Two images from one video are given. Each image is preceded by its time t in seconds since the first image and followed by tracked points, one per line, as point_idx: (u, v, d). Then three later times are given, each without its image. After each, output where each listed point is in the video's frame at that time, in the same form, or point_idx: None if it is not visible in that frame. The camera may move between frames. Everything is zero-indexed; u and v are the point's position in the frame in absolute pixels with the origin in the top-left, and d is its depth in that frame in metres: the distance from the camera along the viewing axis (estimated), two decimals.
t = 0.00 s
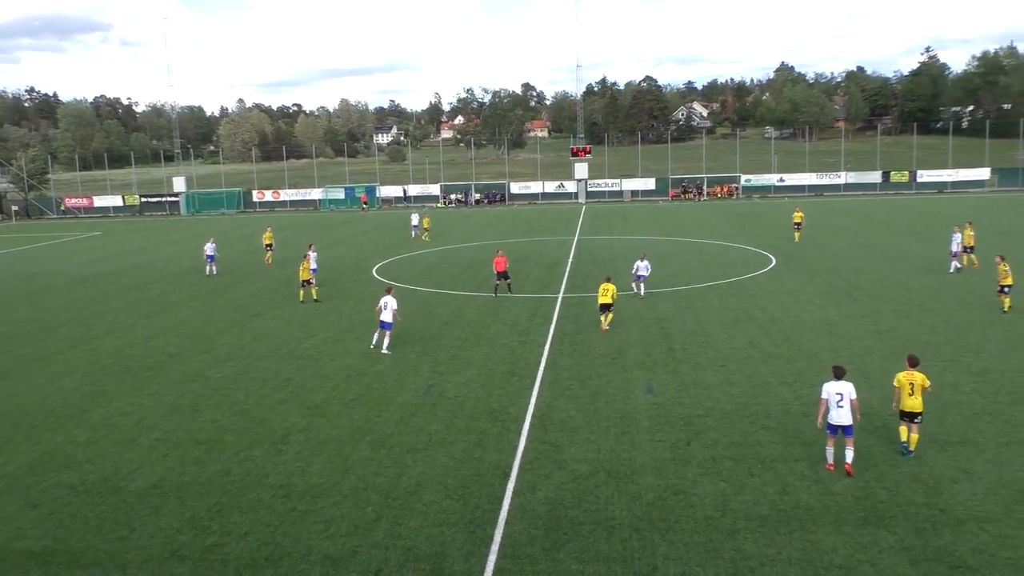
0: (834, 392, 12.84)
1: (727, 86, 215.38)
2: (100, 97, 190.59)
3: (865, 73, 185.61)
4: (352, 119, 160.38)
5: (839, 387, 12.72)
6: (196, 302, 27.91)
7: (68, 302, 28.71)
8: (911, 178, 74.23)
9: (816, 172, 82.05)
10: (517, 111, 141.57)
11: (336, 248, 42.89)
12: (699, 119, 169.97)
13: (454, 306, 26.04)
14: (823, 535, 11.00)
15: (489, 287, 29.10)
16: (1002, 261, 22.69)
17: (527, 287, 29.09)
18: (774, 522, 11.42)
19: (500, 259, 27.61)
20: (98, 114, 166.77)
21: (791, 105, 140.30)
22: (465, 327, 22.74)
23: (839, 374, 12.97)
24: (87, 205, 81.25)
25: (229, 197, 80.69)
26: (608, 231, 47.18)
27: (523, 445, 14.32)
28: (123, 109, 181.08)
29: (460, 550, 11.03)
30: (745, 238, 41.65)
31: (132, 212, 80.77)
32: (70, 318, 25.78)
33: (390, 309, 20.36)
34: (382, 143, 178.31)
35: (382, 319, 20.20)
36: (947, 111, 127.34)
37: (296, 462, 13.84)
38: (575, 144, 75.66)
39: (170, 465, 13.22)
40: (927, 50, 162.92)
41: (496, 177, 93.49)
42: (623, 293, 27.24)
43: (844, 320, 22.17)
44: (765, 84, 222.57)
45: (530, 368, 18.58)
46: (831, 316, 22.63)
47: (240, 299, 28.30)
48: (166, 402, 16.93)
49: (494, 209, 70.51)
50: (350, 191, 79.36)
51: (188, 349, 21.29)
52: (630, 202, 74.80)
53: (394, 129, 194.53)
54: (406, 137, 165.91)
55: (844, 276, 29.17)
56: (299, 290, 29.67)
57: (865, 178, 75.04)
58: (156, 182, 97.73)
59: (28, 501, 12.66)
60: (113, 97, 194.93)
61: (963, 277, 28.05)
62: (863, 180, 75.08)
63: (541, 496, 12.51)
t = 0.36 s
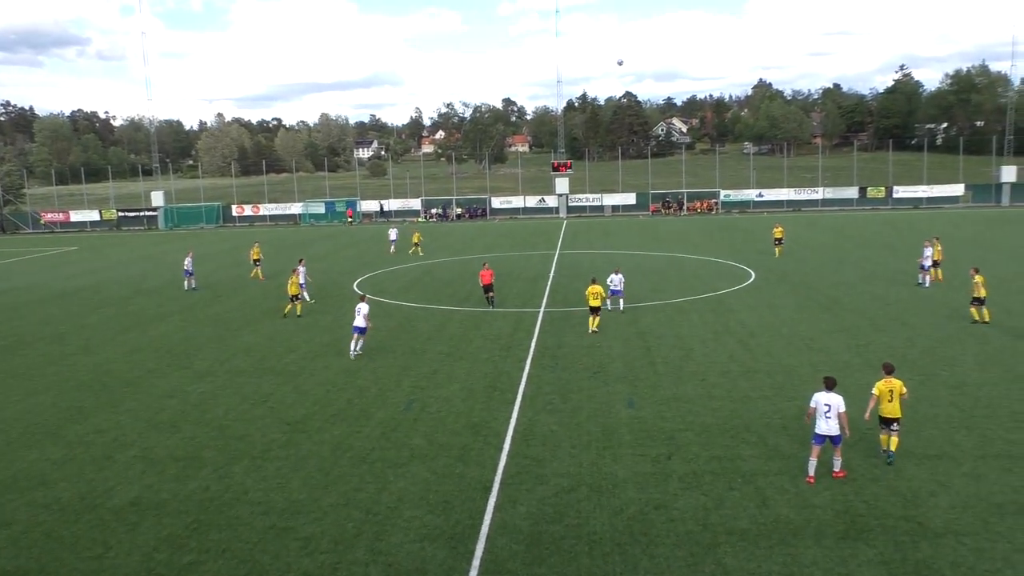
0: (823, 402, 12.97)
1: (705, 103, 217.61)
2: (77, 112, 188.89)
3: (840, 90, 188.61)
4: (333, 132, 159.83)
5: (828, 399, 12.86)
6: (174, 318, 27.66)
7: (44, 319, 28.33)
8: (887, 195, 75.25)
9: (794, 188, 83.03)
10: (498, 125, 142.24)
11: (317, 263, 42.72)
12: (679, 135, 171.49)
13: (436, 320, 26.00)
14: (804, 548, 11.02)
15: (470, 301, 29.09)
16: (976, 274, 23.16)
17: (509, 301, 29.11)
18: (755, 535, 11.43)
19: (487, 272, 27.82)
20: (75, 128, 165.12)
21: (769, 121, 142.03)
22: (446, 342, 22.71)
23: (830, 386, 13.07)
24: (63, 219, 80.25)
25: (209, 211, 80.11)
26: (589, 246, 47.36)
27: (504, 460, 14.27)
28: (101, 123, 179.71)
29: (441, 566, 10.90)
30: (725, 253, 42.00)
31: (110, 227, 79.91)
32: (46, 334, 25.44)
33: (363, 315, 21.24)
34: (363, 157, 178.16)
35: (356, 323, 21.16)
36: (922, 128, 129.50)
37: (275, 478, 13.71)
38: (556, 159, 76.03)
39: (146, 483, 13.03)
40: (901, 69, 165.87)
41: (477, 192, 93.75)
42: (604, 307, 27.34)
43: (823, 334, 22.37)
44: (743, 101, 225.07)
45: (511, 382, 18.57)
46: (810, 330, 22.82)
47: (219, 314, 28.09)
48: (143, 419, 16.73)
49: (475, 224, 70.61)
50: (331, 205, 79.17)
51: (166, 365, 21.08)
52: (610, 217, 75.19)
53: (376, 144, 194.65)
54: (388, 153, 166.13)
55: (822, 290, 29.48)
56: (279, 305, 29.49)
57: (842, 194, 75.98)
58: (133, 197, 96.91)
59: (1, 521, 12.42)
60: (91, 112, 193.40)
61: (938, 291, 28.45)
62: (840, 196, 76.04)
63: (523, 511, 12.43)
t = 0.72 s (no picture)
0: (827, 395, 13.09)
1: (695, 99, 217.79)
2: (63, 105, 186.82)
3: (829, 87, 189.23)
4: (322, 126, 158.91)
5: (832, 391, 13.00)
6: (161, 312, 27.53)
7: (30, 313, 28.12)
8: (875, 192, 75.66)
9: (783, 184, 83.31)
10: (488, 120, 141.88)
11: (306, 258, 42.57)
12: (669, 131, 171.57)
13: (425, 316, 25.98)
14: (790, 542, 11.11)
15: (459, 297, 29.09)
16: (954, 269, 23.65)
17: (498, 296, 29.14)
18: (742, 530, 11.50)
19: (477, 265, 27.99)
20: (61, 121, 163.35)
21: (758, 118, 142.36)
22: (436, 337, 22.71)
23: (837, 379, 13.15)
24: (49, 213, 79.59)
25: (197, 206, 79.66)
26: (579, 242, 47.38)
27: (493, 455, 14.31)
28: (88, 116, 178.17)
29: (430, 560, 10.92)
30: (715, 249, 42.12)
31: (97, 221, 79.34)
32: (32, 329, 25.25)
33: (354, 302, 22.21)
34: (352, 152, 177.39)
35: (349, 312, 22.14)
36: (910, 125, 130.19)
37: (264, 473, 13.69)
38: (546, 155, 75.92)
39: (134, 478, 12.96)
40: (889, 66, 166.66)
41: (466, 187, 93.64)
42: (593, 303, 27.39)
43: (811, 330, 22.49)
44: (732, 97, 225.42)
45: (500, 377, 18.59)
46: (798, 326, 22.93)
47: (207, 309, 27.98)
48: (131, 414, 16.65)
49: (465, 219, 70.58)
50: (319, 200, 78.86)
51: (154, 360, 20.99)
52: (600, 213, 75.21)
53: (366, 139, 194.05)
54: (377, 147, 165.48)
55: (810, 286, 29.64)
56: (268, 300, 29.40)
57: (831, 190, 76.29)
58: (121, 191, 96.28)
59: None
60: (77, 105, 191.67)
61: (925, 288, 28.65)
62: (829, 192, 76.33)
63: (512, 506, 12.46)
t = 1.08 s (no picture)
0: (835, 391, 13.24)
1: (683, 100, 218.40)
2: (50, 105, 185.32)
3: (816, 87, 190.20)
4: (311, 126, 158.35)
5: (840, 388, 13.11)
6: (150, 313, 27.43)
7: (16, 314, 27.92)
8: (862, 191, 76.06)
9: (770, 183, 83.66)
10: (477, 120, 141.82)
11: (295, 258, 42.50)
12: (657, 131, 171.92)
13: (415, 316, 25.97)
14: (780, 540, 11.14)
15: (449, 297, 29.11)
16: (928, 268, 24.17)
17: (487, 297, 29.18)
18: (732, 528, 11.53)
19: (468, 266, 28.34)
20: (47, 122, 162.32)
21: (746, 117, 142.86)
22: (425, 338, 22.71)
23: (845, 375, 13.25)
24: (36, 214, 79.07)
25: (184, 206, 79.39)
26: (568, 242, 47.44)
27: (484, 455, 14.30)
28: (75, 117, 177.08)
29: (420, 561, 10.90)
30: (703, 248, 42.28)
31: (84, 222, 78.90)
32: (19, 330, 25.11)
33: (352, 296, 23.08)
34: (342, 152, 177.10)
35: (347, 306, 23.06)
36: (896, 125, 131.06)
37: (254, 475, 13.65)
38: (535, 155, 76.03)
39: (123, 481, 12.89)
40: (876, 66, 167.71)
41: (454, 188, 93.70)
42: (583, 303, 27.44)
43: (800, 329, 22.55)
44: (721, 97, 226.21)
45: (491, 378, 18.60)
46: (787, 326, 23.01)
47: (195, 310, 27.90)
48: (118, 416, 16.55)
49: (455, 219, 70.58)
50: (308, 201, 78.76)
51: (141, 362, 20.87)
52: (589, 213, 75.26)
53: (355, 139, 193.80)
54: (366, 148, 165.22)
55: (798, 285, 29.79)
56: (257, 301, 29.34)
57: (818, 190, 76.61)
58: (108, 192, 95.82)
59: None
60: (64, 106, 190.37)
61: (912, 287, 28.83)
62: (816, 192, 76.65)
63: (502, 506, 12.44)
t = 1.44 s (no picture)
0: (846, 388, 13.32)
1: (674, 101, 218.97)
2: (39, 108, 184.09)
3: (806, 88, 190.97)
4: (302, 127, 157.94)
5: (851, 385, 13.23)
6: (141, 316, 27.32)
7: (7, 318, 27.80)
8: (852, 191, 76.36)
9: (762, 183, 83.93)
10: (469, 121, 141.84)
11: (287, 260, 42.40)
12: (649, 132, 172.29)
13: (407, 318, 25.92)
14: (773, 541, 11.14)
15: (441, 298, 29.09)
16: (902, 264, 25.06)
17: (480, 298, 29.16)
18: (724, 529, 11.54)
19: (465, 266, 28.42)
20: (37, 124, 161.48)
21: (737, 118, 143.13)
22: (418, 340, 22.67)
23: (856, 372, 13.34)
24: (26, 217, 78.63)
25: (175, 209, 79.12)
26: (561, 243, 47.47)
27: (476, 457, 14.27)
28: (64, 119, 176.11)
29: (413, 564, 10.86)
30: (695, 249, 42.37)
31: (74, 224, 78.51)
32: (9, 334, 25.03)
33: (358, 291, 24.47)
34: (334, 154, 176.75)
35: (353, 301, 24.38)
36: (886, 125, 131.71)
37: (246, 478, 13.59)
38: (527, 156, 76.06)
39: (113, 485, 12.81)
40: (866, 67, 168.37)
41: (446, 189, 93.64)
42: (576, 304, 27.44)
43: (792, 329, 22.59)
44: (712, 97, 226.83)
45: (483, 379, 18.57)
46: (779, 326, 23.05)
47: (187, 312, 27.80)
48: (109, 419, 16.47)
49: (447, 221, 70.55)
50: (300, 203, 78.63)
51: (132, 364, 20.78)
52: (581, 213, 75.35)
53: (347, 141, 193.62)
54: (359, 150, 165.00)
55: (789, 285, 29.88)
56: (248, 303, 29.25)
57: (809, 190, 76.90)
58: (98, 195, 95.39)
59: None
60: (53, 108, 189.35)
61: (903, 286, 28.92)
62: (807, 192, 76.96)
63: (495, 508, 12.40)
